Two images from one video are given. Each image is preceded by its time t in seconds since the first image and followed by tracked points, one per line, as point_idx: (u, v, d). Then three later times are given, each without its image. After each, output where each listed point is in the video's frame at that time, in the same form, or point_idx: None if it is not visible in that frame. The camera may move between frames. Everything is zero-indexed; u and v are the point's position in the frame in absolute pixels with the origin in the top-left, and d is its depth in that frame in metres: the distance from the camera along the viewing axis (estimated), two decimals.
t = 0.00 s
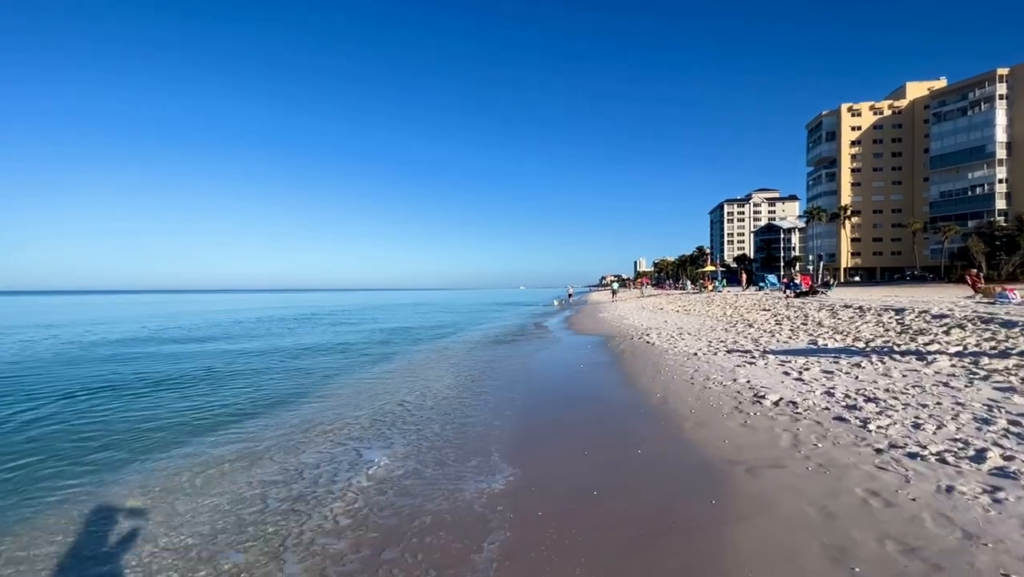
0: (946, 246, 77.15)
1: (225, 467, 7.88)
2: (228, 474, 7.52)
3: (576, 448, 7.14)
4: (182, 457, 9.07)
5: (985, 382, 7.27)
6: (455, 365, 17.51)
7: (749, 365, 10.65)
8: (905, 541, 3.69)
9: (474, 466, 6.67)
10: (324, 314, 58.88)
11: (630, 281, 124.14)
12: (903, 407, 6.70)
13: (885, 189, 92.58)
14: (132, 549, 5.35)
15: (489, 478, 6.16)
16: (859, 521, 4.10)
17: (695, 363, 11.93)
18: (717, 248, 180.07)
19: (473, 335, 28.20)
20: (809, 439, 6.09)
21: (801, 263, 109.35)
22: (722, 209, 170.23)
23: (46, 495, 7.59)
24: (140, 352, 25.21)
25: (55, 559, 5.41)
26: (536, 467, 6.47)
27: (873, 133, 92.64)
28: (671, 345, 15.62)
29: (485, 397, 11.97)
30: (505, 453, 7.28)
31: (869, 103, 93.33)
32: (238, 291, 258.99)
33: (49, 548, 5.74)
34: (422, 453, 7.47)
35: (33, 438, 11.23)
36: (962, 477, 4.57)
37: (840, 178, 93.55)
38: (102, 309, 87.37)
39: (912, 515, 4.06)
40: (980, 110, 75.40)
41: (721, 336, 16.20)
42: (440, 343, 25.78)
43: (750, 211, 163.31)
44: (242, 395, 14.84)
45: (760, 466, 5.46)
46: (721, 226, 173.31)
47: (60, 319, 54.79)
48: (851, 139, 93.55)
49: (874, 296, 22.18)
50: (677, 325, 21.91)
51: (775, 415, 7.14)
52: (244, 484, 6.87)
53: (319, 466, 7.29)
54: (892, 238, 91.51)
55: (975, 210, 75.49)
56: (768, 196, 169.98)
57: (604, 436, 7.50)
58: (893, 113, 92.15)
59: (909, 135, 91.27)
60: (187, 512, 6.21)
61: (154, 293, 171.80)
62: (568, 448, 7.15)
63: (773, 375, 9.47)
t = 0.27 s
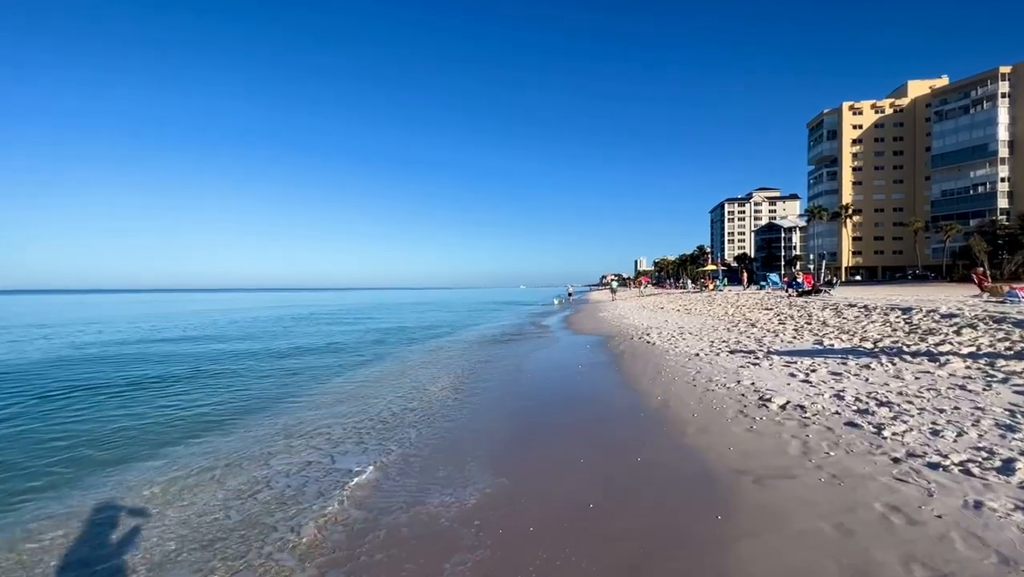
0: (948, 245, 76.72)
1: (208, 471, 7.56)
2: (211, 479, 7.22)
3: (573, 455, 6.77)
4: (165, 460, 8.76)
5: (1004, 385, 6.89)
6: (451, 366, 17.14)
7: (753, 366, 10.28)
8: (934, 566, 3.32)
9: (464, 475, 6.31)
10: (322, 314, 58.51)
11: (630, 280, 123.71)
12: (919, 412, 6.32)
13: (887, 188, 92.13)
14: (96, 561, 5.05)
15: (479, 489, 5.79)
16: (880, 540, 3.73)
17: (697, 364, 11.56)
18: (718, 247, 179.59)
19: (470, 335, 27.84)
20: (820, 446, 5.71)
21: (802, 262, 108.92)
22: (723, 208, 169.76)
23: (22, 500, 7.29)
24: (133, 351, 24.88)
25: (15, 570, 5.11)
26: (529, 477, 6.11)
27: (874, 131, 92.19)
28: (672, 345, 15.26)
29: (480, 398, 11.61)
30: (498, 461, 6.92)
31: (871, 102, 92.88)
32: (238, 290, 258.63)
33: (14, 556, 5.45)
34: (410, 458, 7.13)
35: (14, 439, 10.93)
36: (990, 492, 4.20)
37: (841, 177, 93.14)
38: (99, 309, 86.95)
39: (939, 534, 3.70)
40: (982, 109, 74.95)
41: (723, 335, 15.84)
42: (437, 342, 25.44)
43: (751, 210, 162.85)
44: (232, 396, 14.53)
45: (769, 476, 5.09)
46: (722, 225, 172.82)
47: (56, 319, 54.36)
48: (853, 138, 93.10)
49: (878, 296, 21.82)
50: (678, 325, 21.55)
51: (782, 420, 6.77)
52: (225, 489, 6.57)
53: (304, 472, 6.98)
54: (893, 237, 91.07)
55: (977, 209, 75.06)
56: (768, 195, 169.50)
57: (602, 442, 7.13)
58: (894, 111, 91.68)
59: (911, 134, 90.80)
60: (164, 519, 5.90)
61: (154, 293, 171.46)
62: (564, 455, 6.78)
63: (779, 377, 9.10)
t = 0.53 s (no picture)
0: (950, 244, 76.24)
1: (194, 492, 7.27)
2: (196, 501, 6.93)
3: (571, 468, 6.44)
4: (150, 471, 8.45)
5: None
6: (448, 368, 16.80)
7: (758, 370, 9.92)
8: None
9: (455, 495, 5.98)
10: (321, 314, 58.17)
11: (631, 279, 123.45)
12: (940, 422, 5.93)
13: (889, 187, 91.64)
14: None
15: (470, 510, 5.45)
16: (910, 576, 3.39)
17: (700, 367, 11.21)
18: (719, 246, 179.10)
19: (469, 336, 27.47)
20: (836, 460, 5.34)
21: (803, 261, 108.46)
22: (724, 207, 169.16)
23: None
24: (127, 352, 24.59)
25: None
26: (526, 494, 5.78)
27: (876, 130, 91.71)
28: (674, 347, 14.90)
29: (477, 404, 11.26)
30: (493, 475, 6.58)
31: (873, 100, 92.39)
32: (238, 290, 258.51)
33: None
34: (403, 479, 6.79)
35: None
36: None
37: (843, 176, 92.70)
38: (98, 308, 86.73)
39: (976, 568, 3.34)
40: (985, 107, 74.43)
41: (727, 337, 15.47)
42: (436, 342, 25.07)
43: (752, 209, 162.35)
44: (224, 399, 14.23)
45: (781, 495, 4.75)
46: (722, 224, 172.24)
47: (54, 318, 54.12)
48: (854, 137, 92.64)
49: (884, 296, 21.41)
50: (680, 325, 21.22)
51: (793, 429, 6.40)
52: (209, 517, 6.26)
53: (293, 497, 6.66)
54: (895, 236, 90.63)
55: (979, 208, 74.58)
56: (769, 194, 168.84)
57: (602, 453, 6.80)
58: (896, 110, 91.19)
59: (913, 133, 90.32)
60: (144, 552, 5.61)
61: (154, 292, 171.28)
62: (562, 468, 6.45)
63: (786, 382, 8.73)
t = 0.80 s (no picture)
0: (953, 243, 75.74)
1: (177, 494, 6.94)
2: (176, 503, 6.60)
3: (574, 472, 6.08)
4: (133, 473, 8.12)
5: None
6: (446, 368, 16.43)
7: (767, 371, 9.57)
8: None
9: (449, 504, 5.60)
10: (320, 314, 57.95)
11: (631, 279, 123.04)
12: (968, 428, 5.56)
13: (891, 186, 91.18)
14: None
15: (465, 522, 5.07)
16: None
17: (707, 368, 10.83)
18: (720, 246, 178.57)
19: (468, 335, 27.11)
20: (859, 469, 4.96)
21: (805, 261, 108.01)
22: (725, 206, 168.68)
23: None
24: (123, 350, 24.32)
25: None
26: (526, 500, 5.43)
27: (878, 129, 91.30)
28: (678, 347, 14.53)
29: (476, 405, 10.89)
30: (492, 480, 6.24)
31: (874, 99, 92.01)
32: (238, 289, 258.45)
33: None
34: (397, 486, 6.43)
35: None
36: None
37: (845, 174, 92.27)
38: (99, 307, 86.64)
39: None
40: (987, 105, 74.00)
41: (733, 337, 15.09)
42: (433, 343, 24.71)
43: (753, 208, 161.84)
44: (216, 399, 13.91)
45: (802, 507, 4.37)
46: (723, 223, 171.70)
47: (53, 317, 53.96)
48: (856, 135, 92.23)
49: (891, 295, 20.99)
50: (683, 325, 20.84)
51: (809, 435, 6.02)
52: (189, 522, 5.94)
53: (279, 502, 6.32)
54: (897, 235, 90.15)
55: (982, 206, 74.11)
56: (770, 194, 168.25)
57: (606, 456, 6.44)
58: (898, 109, 90.79)
59: (915, 131, 89.91)
60: (117, 560, 5.27)
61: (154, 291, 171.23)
62: (564, 473, 6.11)
63: (798, 383, 8.37)
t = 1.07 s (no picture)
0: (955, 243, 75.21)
1: (162, 497, 6.64)
2: (161, 507, 6.30)
3: (571, 487, 5.76)
4: (115, 476, 7.79)
5: None
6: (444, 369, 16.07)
7: (775, 375, 9.18)
8: None
9: (441, 521, 5.21)
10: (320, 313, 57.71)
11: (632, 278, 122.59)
12: (1001, 442, 5.15)
13: (894, 185, 90.66)
14: None
15: (457, 545, 4.68)
16: None
17: (714, 371, 10.43)
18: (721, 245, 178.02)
19: (468, 335, 26.77)
20: (885, 486, 4.57)
21: (806, 260, 107.48)
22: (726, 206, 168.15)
23: None
24: (119, 348, 24.03)
25: None
26: (521, 519, 5.09)
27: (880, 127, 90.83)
28: (681, 348, 14.13)
29: (471, 407, 10.52)
30: (482, 491, 5.91)
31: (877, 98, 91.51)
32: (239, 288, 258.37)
33: None
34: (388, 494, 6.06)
35: None
36: None
37: (846, 173, 91.83)
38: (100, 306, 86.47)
39: None
40: (990, 104, 73.47)
41: (737, 338, 14.69)
42: (431, 343, 24.30)
43: (754, 208, 161.24)
44: (208, 399, 13.55)
45: (828, 535, 3.97)
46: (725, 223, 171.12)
47: (53, 315, 53.72)
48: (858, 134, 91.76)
49: (899, 296, 20.57)
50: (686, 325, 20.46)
51: (827, 447, 5.62)
52: (169, 531, 5.58)
53: (259, 511, 5.96)
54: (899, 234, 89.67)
55: (984, 206, 73.58)
56: (772, 193, 167.65)
57: (607, 471, 6.10)
58: (901, 107, 90.29)
59: (917, 130, 89.40)
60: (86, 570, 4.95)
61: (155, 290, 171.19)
62: (563, 487, 5.76)
63: (811, 390, 7.95)
